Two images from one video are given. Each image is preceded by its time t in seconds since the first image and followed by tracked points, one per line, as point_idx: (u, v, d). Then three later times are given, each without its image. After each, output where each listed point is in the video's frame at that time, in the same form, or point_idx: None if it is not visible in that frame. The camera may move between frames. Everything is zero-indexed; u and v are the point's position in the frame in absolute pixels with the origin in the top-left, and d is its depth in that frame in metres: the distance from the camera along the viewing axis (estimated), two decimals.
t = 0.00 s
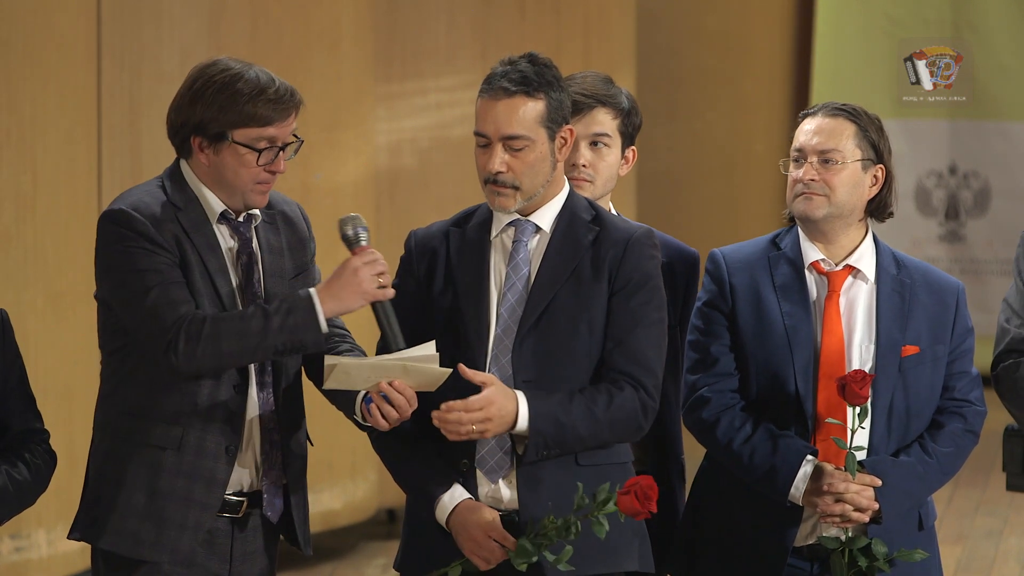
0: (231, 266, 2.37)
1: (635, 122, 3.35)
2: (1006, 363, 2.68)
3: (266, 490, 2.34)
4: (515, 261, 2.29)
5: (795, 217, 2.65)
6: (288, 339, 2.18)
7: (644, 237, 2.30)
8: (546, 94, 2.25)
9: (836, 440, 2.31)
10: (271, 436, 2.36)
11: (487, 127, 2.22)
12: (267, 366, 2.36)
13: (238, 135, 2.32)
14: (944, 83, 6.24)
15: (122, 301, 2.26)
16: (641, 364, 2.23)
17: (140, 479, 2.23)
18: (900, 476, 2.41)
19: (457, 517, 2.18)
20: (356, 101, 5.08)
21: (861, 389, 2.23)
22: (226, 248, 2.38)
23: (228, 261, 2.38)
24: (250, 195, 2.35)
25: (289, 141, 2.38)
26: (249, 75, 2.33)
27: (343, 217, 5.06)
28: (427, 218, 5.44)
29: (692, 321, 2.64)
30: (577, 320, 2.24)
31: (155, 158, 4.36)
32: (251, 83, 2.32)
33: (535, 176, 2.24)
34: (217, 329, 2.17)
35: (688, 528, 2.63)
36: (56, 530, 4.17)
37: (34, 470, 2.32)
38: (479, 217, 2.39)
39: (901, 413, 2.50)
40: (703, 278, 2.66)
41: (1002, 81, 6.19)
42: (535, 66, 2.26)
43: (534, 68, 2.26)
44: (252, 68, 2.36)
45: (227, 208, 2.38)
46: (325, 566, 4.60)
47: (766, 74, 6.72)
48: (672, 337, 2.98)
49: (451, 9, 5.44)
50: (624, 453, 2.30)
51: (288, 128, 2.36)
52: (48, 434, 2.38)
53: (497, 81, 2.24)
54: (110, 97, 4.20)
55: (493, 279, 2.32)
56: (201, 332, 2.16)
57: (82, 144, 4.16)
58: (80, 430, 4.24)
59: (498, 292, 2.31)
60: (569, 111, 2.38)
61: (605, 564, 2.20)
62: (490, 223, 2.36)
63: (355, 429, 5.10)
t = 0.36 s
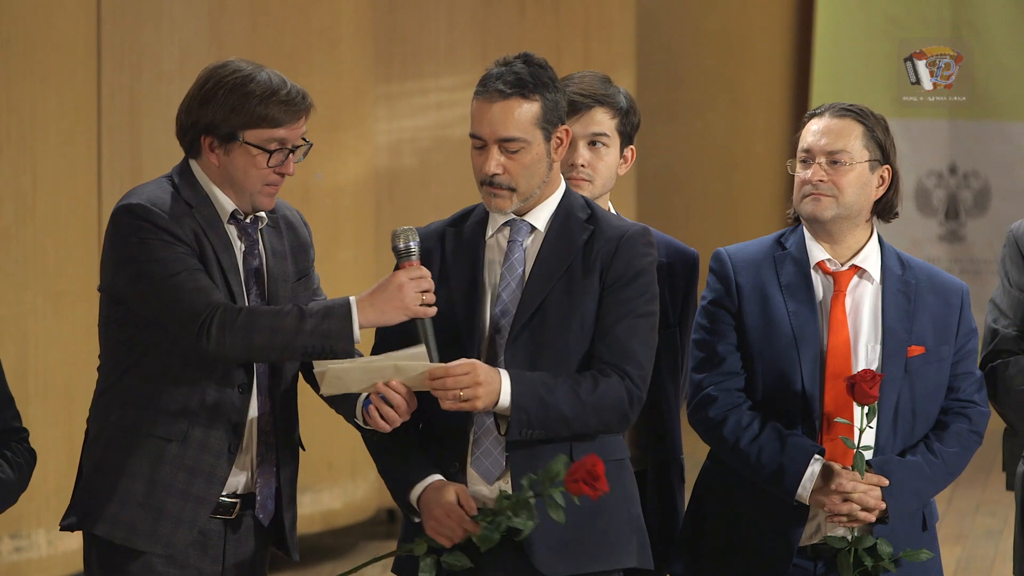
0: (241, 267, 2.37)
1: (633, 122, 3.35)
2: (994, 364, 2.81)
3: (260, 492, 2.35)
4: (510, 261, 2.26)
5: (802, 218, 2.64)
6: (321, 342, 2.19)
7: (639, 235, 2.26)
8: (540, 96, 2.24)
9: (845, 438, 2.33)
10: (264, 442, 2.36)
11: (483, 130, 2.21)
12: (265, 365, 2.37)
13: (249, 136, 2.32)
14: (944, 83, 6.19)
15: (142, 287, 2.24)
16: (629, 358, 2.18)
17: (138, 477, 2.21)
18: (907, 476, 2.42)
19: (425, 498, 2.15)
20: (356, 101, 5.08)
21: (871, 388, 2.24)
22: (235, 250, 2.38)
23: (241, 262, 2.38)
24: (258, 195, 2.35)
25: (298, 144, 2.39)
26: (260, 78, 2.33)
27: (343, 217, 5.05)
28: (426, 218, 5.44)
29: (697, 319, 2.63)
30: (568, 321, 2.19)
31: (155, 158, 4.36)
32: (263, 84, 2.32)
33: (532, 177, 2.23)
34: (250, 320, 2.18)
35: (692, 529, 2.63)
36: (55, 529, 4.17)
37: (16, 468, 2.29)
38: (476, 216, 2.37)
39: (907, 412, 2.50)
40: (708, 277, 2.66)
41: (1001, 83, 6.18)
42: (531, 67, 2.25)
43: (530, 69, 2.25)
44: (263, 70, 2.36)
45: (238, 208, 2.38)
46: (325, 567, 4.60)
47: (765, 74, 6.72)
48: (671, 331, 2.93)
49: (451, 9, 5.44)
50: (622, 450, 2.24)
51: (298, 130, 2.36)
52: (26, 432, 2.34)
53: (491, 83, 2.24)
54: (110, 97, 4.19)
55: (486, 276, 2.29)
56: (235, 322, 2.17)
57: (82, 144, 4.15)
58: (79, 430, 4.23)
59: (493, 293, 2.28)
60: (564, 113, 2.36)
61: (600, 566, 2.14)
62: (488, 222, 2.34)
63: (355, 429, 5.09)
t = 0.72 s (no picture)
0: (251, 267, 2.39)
1: (634, 121, 3.34)
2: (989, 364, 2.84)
3: (255, 494, 2.34)
4: (509, 262, 2.25)
5: (804, 219, 2.64)
6: (331, 335, 2.20)
7: (639, 234, 2.25)
8: (538, 97, 2.24)
9: (848, 440, 2.34)
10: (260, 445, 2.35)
11: (479, 131, 2.21)
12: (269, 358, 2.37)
13: (261, 139, 2.32)
14: (944, 84, 6.17)
15: (153, 277, 2.25)
16: (622, 354, 2.15)
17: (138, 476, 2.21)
18: (911, 477, 2.42)
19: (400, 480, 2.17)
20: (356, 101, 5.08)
21: (875, 390, 2.24)
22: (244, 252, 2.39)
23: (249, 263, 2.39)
24: (267, 198, 2.36)
25: (309, 148, 2.39)
26: (272, 82, 2.34)
27: (343, 217, 5.04)
28: (426, 218, 5.45)
29: (698, 319, 2.63)
30: (568, 319, 2.19)
31: (155, 158, 4.36)
32: (275, 88, 2.33)
33: (531, 179, 2.23)
34: (260, 311, 2.19)
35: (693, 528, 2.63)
36: (55, 529, 4.17)
37: None
38: (476, 217, 2.37)
39: (910, 413, 2.50)
40: (709, 277, 2.66)
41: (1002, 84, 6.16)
42: (527, 68, 2.25)
43: (526, 70, 2.24)
44: (276, 73, 2.38)
45: (247, 210, 2.39)
46: (325, 567, 4.60)
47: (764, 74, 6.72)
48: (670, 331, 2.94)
49: (451, 9, 5.45)
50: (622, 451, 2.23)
51: (309, 134, 2.37)
52: None
53: (488, 84, 2.23)
54: (111, 97, 4.20)
55: (483, 275, 2.29)
56: (246, 312, 2.18)
57: (82, 144, 4.14)
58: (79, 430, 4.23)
59: (491, 293, 2.28)
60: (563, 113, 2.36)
61: (602, 567, 2.13)
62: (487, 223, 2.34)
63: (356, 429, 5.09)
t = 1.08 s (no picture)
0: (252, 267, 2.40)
1: (634, 120, 3.34)
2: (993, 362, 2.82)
3: (264, 495, 2.36)
4: (509, 261, 2.24)
5: (807, 220, 2.64)
6: (340, 334, 2.23)
7: (643, 232, 2.25)
8: (535, 97, 2.23)
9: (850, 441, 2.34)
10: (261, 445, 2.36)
11: (480, 135, 2.20)
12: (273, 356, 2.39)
13: (262, 138, 2.33)
14: (944, 84, 6.21)
15: (158, 279, 2.24)
16: (647, 351, 2.17)
17: (138, 475, 2.21)
18: (912, 477, 2.42)
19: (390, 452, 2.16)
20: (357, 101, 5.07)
21: (877, 390, 2.24)
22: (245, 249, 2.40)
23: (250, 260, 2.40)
24: (267, 196, 2.37)
25: (310, 147, 2.41)
26: (273, 81, 2.35)
27: (343, 217, 5.04)
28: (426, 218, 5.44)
29: (700, 319, 2.64)
30: (574, 320, 2.19)
31: (155, 158, 4.36)
32: (277, 87, 2.35)
33: (532, 179, 2.23)
34: (269, 312, 2.22)
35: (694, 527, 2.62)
36: (56, 529, 4.17)
37: None
38: (473, 218, 2.36)
39: (912, 412, 2.50)
40: (712, 276, 2.66)
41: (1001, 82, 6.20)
42: (522, 69, 2.24)
43: (521, 71, 2.23)
44: (276, 72, 2.39)
45: (248, 209, 2.40)
46: (325, 568, 4.60)
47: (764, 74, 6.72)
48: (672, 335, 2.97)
49: (452, 9, 5.45)
50: (626, 453, 2.23)
51: (309, 133, 2.38)
52: None
53: (484, 88, 2.22)
54: (111, 96, 4.20)
55: (483, 274, 2.29)
56: (254, 313, 2.21)
57: (82, 144, 4.14)
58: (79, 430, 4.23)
59: (490, 293, 2.27)
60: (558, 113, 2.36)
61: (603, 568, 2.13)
62: (485, 222, 2.33)
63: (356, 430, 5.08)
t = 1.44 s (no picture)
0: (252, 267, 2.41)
1: (635, 119, 3.34)
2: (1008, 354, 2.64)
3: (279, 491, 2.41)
4: (511, 260, 2.23)
5: (813, 220, 2.63)
6: (346, 334, 2.22)
7: (644, 231, 2.26)
8: (537, 101, 2.22)
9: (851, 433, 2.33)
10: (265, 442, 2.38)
11: (484, 139, 2.19)
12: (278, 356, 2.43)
13: (253, 135, 2.34)
14: (944, 83, 6.27)
15: (161, 283, 2.26)
16: (648, 349, 2.17)
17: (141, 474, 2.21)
18: (914, 471, 2.41)
19: (395, 447, 2.15)
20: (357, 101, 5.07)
21: (878, 381, 2.24)
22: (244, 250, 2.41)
23: (251, 261, 2.41)
24: (261, 192, 2.39)
25: (301, 142, 2.42)
26: (262, 77, 2.36)
27: (343, 217, 5.04)
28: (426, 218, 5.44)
29: (706, 317, 2.63)
30: (578, 319, 2.19)
31: (155, 158, 4.36)
32: (265, 83, 2.35)
33: (535, 184, 2.23)
34: (275, 311, 2.22)
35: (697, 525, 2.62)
36: (56, 529, 4.16)
37: None
38: (472, 217, 2.35)
39: (915, 410, 2.50)
40: (718, 277, 2.66)
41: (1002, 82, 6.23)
42: (523, 72, 2.23)
43: (524, 75, 2.22)
44: (265, 67, 2.39)
45: (245, 209, 2.41)
46: (325, 568, 4.60)
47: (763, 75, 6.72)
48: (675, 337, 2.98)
49: (451, 9, 5.44)
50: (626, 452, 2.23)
51: (301, 128, 2.40)
52: None
53: (487, 93, 2.20)
54: (111, 96, 4.19)
55: (486, 274, 2.28)
56: (260, 312, 2.22)
57: (82, 143, 4.14)
58: (80, 430, 4.22)
59: (492, 290, 2.27)
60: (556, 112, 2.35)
61: (602, 566, 2.13)
62: (484, 221, 2.32)
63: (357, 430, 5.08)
